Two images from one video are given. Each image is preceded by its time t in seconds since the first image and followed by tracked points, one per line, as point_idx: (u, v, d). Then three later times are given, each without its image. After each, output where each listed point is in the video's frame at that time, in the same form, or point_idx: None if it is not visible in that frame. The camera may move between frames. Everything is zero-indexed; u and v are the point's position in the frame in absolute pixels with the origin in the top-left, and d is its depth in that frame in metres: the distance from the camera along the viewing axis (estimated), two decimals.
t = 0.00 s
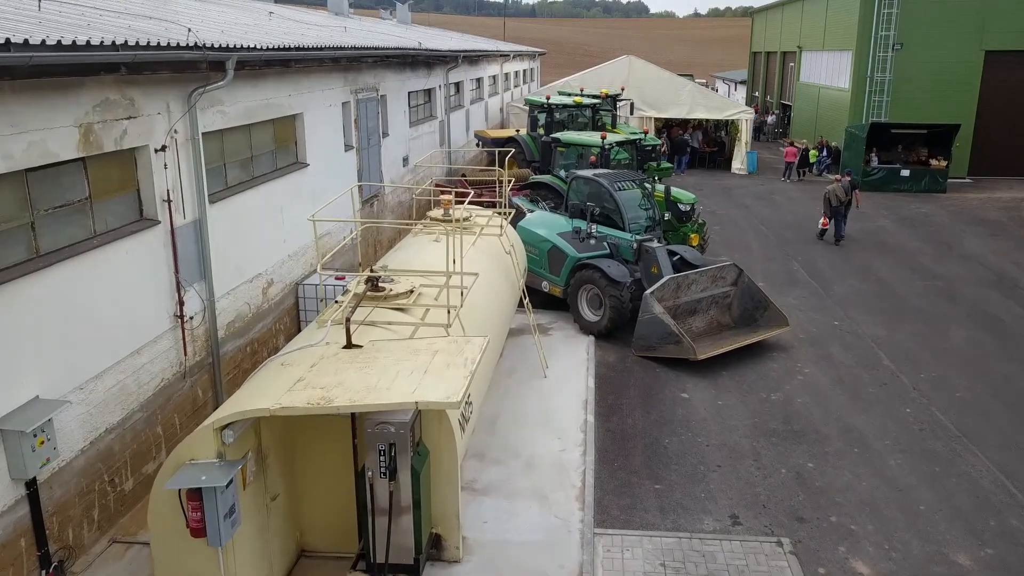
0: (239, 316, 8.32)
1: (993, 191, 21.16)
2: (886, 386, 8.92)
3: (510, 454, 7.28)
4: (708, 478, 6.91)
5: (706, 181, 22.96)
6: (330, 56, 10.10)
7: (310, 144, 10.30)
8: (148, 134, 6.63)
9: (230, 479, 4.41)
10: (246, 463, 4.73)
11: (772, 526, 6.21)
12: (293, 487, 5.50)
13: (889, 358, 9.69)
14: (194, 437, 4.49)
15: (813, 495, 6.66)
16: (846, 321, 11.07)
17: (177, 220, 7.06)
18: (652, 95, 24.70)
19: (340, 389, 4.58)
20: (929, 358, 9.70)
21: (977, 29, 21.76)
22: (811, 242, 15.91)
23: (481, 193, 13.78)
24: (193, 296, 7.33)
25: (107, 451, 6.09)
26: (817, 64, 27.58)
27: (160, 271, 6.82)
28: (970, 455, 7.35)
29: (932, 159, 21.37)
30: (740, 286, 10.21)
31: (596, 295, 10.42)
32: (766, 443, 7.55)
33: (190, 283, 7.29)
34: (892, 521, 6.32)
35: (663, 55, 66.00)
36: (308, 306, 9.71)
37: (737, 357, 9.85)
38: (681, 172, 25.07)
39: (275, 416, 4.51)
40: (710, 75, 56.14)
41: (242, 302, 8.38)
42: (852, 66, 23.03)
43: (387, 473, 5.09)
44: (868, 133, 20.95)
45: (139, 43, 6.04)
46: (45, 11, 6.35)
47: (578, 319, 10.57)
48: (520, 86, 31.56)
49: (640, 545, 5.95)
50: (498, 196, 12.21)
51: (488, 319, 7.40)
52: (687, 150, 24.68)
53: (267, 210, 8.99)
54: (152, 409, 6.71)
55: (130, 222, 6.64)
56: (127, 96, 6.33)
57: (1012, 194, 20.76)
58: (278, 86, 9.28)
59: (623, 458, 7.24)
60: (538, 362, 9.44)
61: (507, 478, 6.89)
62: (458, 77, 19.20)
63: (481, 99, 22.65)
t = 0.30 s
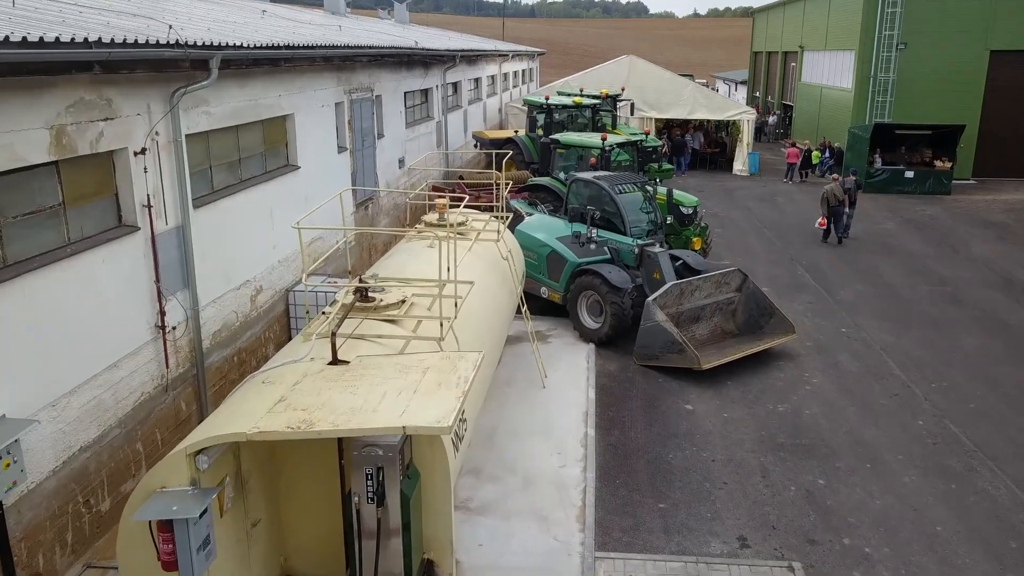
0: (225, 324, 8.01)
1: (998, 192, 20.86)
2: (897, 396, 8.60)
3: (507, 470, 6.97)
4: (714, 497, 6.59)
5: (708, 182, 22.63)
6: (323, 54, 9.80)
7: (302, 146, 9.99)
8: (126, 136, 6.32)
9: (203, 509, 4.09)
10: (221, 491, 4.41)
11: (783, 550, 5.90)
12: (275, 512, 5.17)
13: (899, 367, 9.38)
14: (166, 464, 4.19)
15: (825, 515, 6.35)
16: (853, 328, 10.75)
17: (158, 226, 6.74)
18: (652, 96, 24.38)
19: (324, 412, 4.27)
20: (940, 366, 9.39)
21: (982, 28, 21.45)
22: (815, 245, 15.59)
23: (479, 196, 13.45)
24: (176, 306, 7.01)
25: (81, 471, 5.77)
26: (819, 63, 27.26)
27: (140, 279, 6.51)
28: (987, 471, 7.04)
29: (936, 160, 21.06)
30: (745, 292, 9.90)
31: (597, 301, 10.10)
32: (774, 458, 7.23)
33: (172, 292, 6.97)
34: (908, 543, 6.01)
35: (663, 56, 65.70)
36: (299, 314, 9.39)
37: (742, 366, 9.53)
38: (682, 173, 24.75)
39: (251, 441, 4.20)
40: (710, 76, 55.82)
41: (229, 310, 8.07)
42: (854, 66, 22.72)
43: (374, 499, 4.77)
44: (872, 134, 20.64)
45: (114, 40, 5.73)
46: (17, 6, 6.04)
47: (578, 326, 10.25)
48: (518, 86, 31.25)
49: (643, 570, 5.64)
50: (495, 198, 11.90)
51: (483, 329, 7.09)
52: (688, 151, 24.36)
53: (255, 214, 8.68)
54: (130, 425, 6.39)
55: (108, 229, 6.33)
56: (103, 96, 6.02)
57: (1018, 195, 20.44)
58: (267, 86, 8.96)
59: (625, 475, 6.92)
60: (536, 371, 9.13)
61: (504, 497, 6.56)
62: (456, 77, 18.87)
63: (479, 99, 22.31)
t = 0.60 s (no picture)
0: (208, 334, 7.71)
1: (998, 193, 20.64)
2: (903, 405, 8.33)
3: (500, 487, 6.69)
4: (716, 514, 6.32)
5: (704, 183, 22.38)
6: (310, 53, 9.49)
7: (289, 148, 9.70)
8: (100, 138, 6.03)
9: (171, 542, 3.80)
10: (192, 521, 4.12)
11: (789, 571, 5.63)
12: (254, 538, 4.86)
13: (904, 374, 9.11)
14: (131, 494, 3.90)
15: (833, 534, 6.07)
16: (856, 333, 10.49)
17: (134, 232, 6.44)
18: (649, 96, 24.12)
19: (302, 435, 3.98)
20: (946, 374, 9.13)
21: (982, 28, 21.23)
22: (814, 248, 15.33)
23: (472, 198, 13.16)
24: (153, 316, 6.72)
25: (50, 492, 5.46)
26: (816, 63, 27.05)
27: (115, 289, 6.21)
28: (998, 485, 6.78)
29: (935, 160, 20.84)
30: (745, 297, 9.64)
31: (593, 307, 9.82)
32: (778, 473, 6.96)
33: (150, 301, 6.67)
34: (920, 564, 5.75)
35: (658, 56, 65.49)
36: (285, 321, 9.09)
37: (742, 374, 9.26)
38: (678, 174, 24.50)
39: (223, 468, 3.91)
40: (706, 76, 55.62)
41: (211, 319, 7.77)
42: (853, 65, 22.46)
43: (357, 527, 4.51)
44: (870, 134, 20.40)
45: (85, 37, 5.43)
46: None
47: (574, 332, 9.96)
48: (513, 86, 30.98)
49: None
50: (489, 201, 11.61)
51: (474, 339, 6.82)
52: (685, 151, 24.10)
53: (239, 219, 8.38)
54: (104, 441, 6.09)
55: (80, 235, 6.03)
56: (74, 96, 5.72)
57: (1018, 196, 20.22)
58: (252, 86, 8.66)
59: (624, 492, 6.64)
60: (531, 380, 8.84)
61: (497, 516, 6.28)
62: (449, 77, 18.58)
63: (473, 99, 22.02)
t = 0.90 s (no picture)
0: (187, 342, 7.42)
1: (993, 193, 20.50)
2: (906, 412, 8.11)
3: (491, 502, 6.43)
4: (716, 531, 6.07)
5: (698, 184, 22.17)
6: (294, 52, 9.20)
7: (273, 149, 9.41)
8: (69, 140, 5.73)
9: None
10: (159, 552, 3.85)
11: None
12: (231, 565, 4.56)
13: (905, 380, 8.89)
14: (91, 525, 3.62)
15: (837, 550, 5.84)
16: (855, 338, 10.27)
17: (106, 238, 6.15)
18: (641, 95, 23.89)
19: (277, 459, 3.71)
20: (948, 379, 8.91)
21: (977, 28, 21.09)
22: (810, 249, 15.13)
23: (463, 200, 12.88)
24: (128, 325, 6.42)
25: (14, 515, 5.17)
26: (809, 63, 26.89)
27: (86, 297, 5.91)
28: (1007, 498, 6.55)
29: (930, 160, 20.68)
30: (741, 302, 9.43)
31: (587, 312, 9.56)
32: (779, 486, 6.71)
33: (124, 310, 6.37)
34: None
35: (650, 56, 65.35)
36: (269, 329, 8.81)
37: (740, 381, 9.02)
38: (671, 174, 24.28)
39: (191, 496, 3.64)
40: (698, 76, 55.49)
41: (190, 327, 7.48)
42: (847, 65, 22.30)
43: (337, 554, 4.26)
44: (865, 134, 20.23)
45: (50, 33, 5.13)
46: None
47: (567, 338, 9.70)
48: (505, 86, 30.73)
49: None
50: (480, 203, 11.35)
51: (463, 349, 6.55)
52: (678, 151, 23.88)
53: (220, 223, 8.09)
54: (74, 458, 5.79)
55: (49, 242, 5.73)
56: (41, 96, 5.42)
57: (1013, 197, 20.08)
58: (234, 85, 8.37)
59: (620, 507, 6.39)
60: (523, 388, 8.58)
61: (488, 534, 6.01)
62: (440, 76, 18.29)
63: (464, 99, 21.74)
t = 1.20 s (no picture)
0: (164, 352, 7.14)
1: (986, 194, 20.40)
2: (907, 419, 7.91)
3: (482, 519, 6.18)
4: (716, 547, 5.84)
5: (690, 185, 21.99)
6: (278, 50, 8.93)
7: (256, 151, 9.15)
8: (37, 142, 5.45)
9: None
10: None
11: None
12: None
13: (905, 386, 8.70)
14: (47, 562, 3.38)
15: (841, 567, 5.62)
16: (853, 342, 10.07)
17: (76, 243, 5.87)
18: (633, 95, 23.70)
19: (249, 486, 3.45)
20: (948, 385, 8.72)
21: (970, 27, 20.99)
22: (805, 251, 14.95)
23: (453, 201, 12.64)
24: (101, 335, 6.15)
25: None
26: (801, 63, 26.78)
27: (55, 306, 5.63)
28: (1013, 509, 6.36)
29: (923, 160, 20.55)
30: (738, 306, 9.22)
31: (580, 317, 9.32)
32: (780, 499, 6.49)
33: (97, 320, 6.09)
34: None
35: (641, 56, 65.24)
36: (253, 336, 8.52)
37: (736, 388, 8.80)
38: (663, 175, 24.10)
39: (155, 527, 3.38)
40: (689, 76, 55.39)
41: (168, 336, 7.19)
42: (840, 64, 22.13)
43: None
44: (858, 134, 20.09)
45: (13, 29, 4.85)
46: None
47: (560, 344, 9.45)
48: (495, 86, 30.48)
49: None
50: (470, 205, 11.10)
51: (451, 359, 6.31)
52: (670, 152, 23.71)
53: (200, 227, 7.81)
54: (43, 478, 5.51)
55: (16, 249, 5.45)
56: (4, 96, 5.14)
57: (1007, 197, 19.98)
58: (215, 85, 8.10)
59: (616, 523, 6.14)
60: (514, 396, 8.34)
61: (478, 552, 5.76)
62: (429, 76, 18.04)
63: (454, 100, 21.48)
